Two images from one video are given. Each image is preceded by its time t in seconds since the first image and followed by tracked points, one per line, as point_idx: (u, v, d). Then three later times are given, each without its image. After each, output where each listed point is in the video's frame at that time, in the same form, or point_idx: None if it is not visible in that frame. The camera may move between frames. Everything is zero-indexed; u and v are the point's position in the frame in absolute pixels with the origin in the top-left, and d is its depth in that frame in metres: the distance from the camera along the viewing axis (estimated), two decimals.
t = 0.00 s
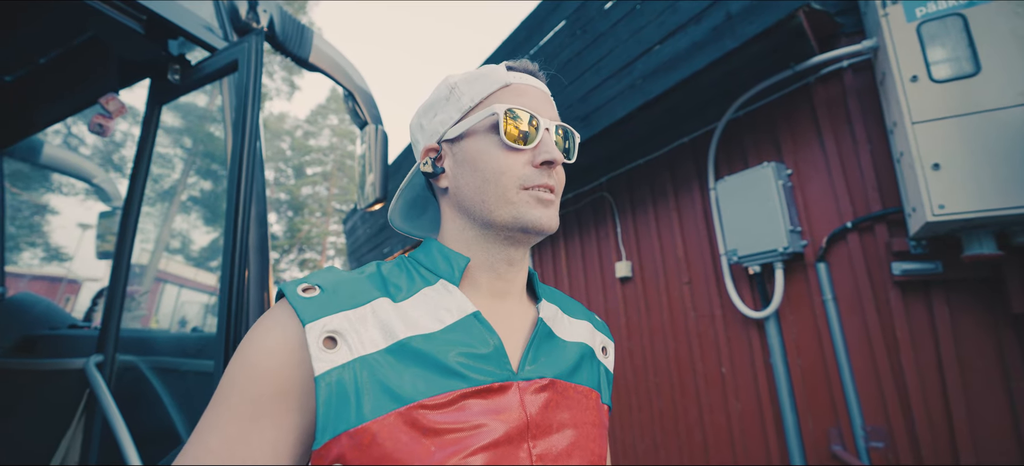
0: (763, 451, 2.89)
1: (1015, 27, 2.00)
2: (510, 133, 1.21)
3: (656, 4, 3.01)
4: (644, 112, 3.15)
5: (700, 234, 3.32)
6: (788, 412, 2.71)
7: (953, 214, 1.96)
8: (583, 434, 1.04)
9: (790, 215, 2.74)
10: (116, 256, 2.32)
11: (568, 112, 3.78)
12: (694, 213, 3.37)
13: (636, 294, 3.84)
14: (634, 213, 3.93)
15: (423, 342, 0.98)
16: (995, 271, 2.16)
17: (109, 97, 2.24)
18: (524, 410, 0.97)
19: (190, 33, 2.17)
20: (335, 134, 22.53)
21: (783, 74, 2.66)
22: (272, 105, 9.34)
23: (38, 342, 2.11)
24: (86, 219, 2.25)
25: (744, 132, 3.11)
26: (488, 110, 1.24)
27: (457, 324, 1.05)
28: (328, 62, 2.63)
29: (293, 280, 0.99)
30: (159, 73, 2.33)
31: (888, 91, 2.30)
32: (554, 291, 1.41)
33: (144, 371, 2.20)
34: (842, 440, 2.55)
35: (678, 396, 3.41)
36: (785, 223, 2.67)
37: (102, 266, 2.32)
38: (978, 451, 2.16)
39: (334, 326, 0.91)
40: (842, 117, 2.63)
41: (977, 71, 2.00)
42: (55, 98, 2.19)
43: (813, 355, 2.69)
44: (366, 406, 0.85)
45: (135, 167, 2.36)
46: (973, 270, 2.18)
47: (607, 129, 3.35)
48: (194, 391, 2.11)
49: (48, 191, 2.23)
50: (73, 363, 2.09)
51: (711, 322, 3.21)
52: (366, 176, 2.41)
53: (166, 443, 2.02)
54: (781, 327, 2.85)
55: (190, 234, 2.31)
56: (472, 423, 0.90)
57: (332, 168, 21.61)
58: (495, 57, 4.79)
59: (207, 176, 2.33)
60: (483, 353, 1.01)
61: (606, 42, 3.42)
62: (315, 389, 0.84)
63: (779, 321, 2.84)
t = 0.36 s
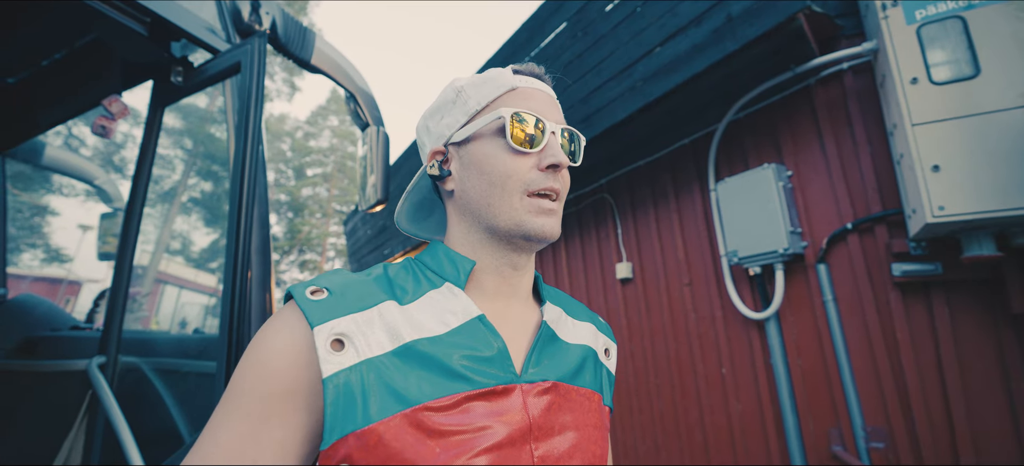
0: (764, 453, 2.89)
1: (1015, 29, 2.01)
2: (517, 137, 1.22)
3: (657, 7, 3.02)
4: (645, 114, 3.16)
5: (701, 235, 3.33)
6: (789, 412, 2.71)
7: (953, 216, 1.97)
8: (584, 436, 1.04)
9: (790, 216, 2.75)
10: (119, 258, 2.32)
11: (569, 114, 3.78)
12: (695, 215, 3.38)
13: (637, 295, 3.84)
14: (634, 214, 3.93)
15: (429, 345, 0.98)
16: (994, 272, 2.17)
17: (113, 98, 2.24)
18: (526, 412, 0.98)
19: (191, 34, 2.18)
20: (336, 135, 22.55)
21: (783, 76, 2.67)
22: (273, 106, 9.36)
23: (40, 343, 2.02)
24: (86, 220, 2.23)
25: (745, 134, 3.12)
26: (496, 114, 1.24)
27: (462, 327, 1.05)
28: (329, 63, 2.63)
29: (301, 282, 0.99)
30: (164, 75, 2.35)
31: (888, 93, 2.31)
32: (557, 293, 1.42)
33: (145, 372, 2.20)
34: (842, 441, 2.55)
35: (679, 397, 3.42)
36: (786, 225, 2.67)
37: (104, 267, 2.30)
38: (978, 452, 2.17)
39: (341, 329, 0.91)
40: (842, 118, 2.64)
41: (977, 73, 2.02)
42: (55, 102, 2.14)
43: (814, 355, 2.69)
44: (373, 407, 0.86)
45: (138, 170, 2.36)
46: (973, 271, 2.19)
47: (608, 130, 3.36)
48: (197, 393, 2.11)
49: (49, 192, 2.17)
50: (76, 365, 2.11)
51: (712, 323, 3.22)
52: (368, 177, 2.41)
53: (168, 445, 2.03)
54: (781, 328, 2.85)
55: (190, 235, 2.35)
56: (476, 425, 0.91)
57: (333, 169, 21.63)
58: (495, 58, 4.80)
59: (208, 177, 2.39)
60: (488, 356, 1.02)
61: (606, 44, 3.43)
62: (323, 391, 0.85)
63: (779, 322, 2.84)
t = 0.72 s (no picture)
0: (762, 451, 2.91)
1: (1008, 31, 2.04)
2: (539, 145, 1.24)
3: (654, 9, 3.04)
4: (642, 115, 3.17)
5: (698, 235, 3.34)
6: (786, 411, 2.72)
7: (948, 216, 1.99)
8: (581, 437, 1.05)
9: (786, 217, 2.76)
10: (116, 260, 2.31)
11: (566, 115, 3.79)
12: (692, 215, 3.40)
13: (634, 295, 3.86)
14: (632, 215, 3.95)
15: (431, 350, 0.99)
16: (988, 272, 2.19)
17: (110, 101, 2.23)
18: (526, 415, 0.99)
19: (188, 36, 2.17)
20: (332, 135, 22.53)
21: (780, 77, 2.69)
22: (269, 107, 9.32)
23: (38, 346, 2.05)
24: (81, 221, 2.22)
25: (742, 135, 3.13)
26: (522, 121, 1.25)
27: (464, 332, 1.06)
28: (326, 64, 2.64)
29: (306, 288, 0.99)
30: (161, 77, 2.35)
31: (883, 94, 2.33)
32: (555, 295, 1.43)
33: (144, 374, 2.20)
34: (839, 439, 2.56)
35: (676, 397, 3.43)
36: (783, 225, 2.69)
37: (99, 269, 2.29)
38: (972, 449, 2.19)
39: (346, 334, 0.92)
40: (838, 119, 2.66)
41: (971, 74, 2.04)
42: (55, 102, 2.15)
43: (811, 354, 2.71)
44: (377, 412, 0.86)
45: (135, 171, 2.37)
46: (967, 271, 2.21)
47: (606, 131, 3.37)
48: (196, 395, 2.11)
49: (44, 194, 2.19)
50: (73, 367, 2.11)
51: (710, 322, 3.23)
52: (367, 178, 2.42)
53: (168, 444, 2.02)
54: (778, 327, 2.87)
55: (187, 236, 2.31)
56: (477, 428, 0.92)
57: (330, 170, 21.61)
58: (493, 60, 4.81)
59: (204, 179, 2.32)
60: (489, 360, 1.03)
61: (604, 45, 3.45)
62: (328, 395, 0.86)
63: (776, 321, 2.86)
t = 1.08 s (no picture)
0: (759, 447, 2.93)
1: (1002, 29, 2.05)
2: (467, 150, 1.23)
3: (651, 6, 3.04)
4: (639, 113, 3.18)
5: (696, 232, 3.36)
6: (783, 407, 2.74)
7: (943, 212, 2.00)
8: (582, 434, 1.06)
9: (783, 214, 2.78)
10: (114, 258, 2.31)
11: (563, 112, 3.79)
12: (689, 212, 3.41)
13: (632, 292, 3.87)
14: (630, 212, 3.96)
15: (440, 346, 0.99)
16: (982, 268, 2.22)
17: (107, 98, 2.25)
18: (530, 410, 1.00)
19: (183, 31, 2.15)
20: (328, 133, 22.43)
21: (776, 75, 2.70)
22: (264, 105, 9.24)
23: (36, 345, 2.05)
24: (76, 220, 2.19)
25: (739, 132, 3.15)
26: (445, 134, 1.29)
27: (471, 329, 1.07)
28: (322, 60, 2.59)
29: (318, 284, 1.01)
30: (159, 75, 2.33)
31: (879, 92, 2.35)
32: (558, 294, 1.44)
33: (144, 373, 2.19)
34: (835, 433, 2.59)
35: (674, 393, 3.45)
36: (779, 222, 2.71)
37: (94, 267, 2.27)
38: (966, 442, 2.22)
39: (357, 330, 0.93)
40: (834, 116, 2.67)
41: (965, 72, 2.05)
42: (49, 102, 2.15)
43: (807, 351, 2.73)
44: (387, 405, 0.87)
45: (131, 168, 2.36)
46: (960, 266, 2.25)
47: (603, 129, 3.38)
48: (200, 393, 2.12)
49: (38, 192, 2.12)
50: (72, 366, 2.09)
51: (708, 319, 3.25)
52: (364, 175, 2.41)
53: (169, 445, 2.04)
54: (775, 324, 2.89)
55: (183, 235, 2.30)
56: (482, 422, 0.93)
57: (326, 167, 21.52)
58: (490, 57, 4.79)
59: (200, 176, 2.31)
60: (495, 356, 1.03)
61: (601, 43, 3.45)
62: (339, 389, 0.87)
63: (773, 317, 2.88)
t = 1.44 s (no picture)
0: (758, 445, 2.93)
1: (1002, 29, 2.06)
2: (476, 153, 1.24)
3: (652, 5, 3.04)
4: (640, 112, 3.17)
5: (696, 231, 3.36)
6: (783, 406, 2.75)
7: (943, 211, 2.00)
8: (588, 431, 1.06)
9: (783, 213, 2.78)
10: (115, 258, 2.30)
11: (564, 111, 3.79)
12: (689, 210, 3.41)
13: (632, 291, 3.88)
14: (630, 211, 3.97)
15: (446, 344, 1.00)
16: (980, 267, 2.23)
17: (108, 98, 2.24)
18: (534, 407, 1.00)
19: (184, 31, 2.14)
20: (328, 132, 22.43)
21: (776, 74, 2.71)
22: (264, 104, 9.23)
23: (36, 344, 2.08)
24: (76, 219, 2.22)
25: (739, 131, 3.15)
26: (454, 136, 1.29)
27: (477, 327, 1.07)
28: (323, 60, 2.59)
29: (328, 284, 1.01)
30: (160, 74, 2.32)
31: (879, 91, 2.35)
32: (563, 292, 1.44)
33: (145, 372, 2.19)
34: (835, 432, 2.59)
35: (674, 392, 3.46)
36: (780, 222, 2.72)
37: (95, 266, 2.27)
38: (965, 440, 2.22)
39: (366, 329, 0.94)
40: (834, 115, 2.68)
41: (965, 71, 2.05)
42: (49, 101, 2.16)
43: (807, 350, 2.74)
44: (394, 400, 0.88)
45: (132, 167, 2.35)
46: (960, 265, 2.25)
47: (603, 128, 3.38)
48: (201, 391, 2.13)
49: (37, 191, 2.17)
50: (73, 365, 2.09)
51: (708, 318, 3.26)
52: (365, 175, 2.41)
53: (169, 442, 2.04)
54: (775, 323, 2.90)
55: (183, 234, 2.30)
56: (488, 418, 0.93)
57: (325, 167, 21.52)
58: (491, 56, 4.78)
59: (200, 176, 2.31)
60: (500, 354, 1.04)
61: (601, 42, 3.45)
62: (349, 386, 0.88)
63: (773, 316, 2.88)
